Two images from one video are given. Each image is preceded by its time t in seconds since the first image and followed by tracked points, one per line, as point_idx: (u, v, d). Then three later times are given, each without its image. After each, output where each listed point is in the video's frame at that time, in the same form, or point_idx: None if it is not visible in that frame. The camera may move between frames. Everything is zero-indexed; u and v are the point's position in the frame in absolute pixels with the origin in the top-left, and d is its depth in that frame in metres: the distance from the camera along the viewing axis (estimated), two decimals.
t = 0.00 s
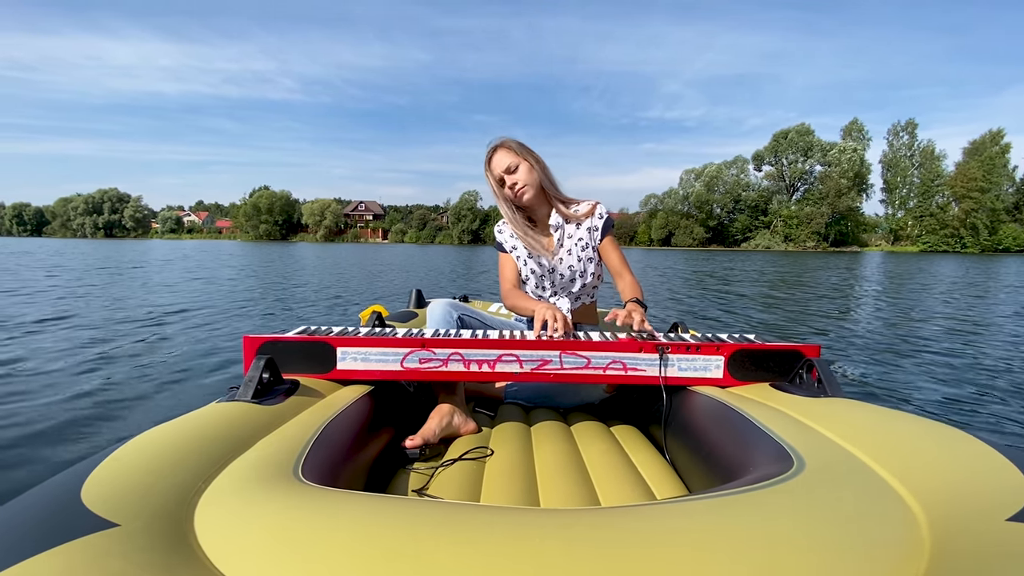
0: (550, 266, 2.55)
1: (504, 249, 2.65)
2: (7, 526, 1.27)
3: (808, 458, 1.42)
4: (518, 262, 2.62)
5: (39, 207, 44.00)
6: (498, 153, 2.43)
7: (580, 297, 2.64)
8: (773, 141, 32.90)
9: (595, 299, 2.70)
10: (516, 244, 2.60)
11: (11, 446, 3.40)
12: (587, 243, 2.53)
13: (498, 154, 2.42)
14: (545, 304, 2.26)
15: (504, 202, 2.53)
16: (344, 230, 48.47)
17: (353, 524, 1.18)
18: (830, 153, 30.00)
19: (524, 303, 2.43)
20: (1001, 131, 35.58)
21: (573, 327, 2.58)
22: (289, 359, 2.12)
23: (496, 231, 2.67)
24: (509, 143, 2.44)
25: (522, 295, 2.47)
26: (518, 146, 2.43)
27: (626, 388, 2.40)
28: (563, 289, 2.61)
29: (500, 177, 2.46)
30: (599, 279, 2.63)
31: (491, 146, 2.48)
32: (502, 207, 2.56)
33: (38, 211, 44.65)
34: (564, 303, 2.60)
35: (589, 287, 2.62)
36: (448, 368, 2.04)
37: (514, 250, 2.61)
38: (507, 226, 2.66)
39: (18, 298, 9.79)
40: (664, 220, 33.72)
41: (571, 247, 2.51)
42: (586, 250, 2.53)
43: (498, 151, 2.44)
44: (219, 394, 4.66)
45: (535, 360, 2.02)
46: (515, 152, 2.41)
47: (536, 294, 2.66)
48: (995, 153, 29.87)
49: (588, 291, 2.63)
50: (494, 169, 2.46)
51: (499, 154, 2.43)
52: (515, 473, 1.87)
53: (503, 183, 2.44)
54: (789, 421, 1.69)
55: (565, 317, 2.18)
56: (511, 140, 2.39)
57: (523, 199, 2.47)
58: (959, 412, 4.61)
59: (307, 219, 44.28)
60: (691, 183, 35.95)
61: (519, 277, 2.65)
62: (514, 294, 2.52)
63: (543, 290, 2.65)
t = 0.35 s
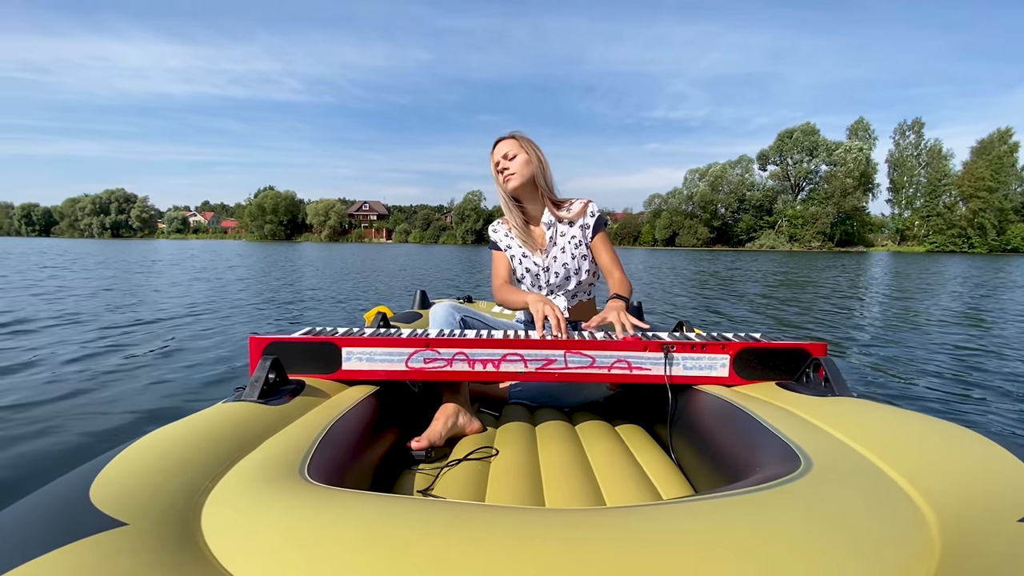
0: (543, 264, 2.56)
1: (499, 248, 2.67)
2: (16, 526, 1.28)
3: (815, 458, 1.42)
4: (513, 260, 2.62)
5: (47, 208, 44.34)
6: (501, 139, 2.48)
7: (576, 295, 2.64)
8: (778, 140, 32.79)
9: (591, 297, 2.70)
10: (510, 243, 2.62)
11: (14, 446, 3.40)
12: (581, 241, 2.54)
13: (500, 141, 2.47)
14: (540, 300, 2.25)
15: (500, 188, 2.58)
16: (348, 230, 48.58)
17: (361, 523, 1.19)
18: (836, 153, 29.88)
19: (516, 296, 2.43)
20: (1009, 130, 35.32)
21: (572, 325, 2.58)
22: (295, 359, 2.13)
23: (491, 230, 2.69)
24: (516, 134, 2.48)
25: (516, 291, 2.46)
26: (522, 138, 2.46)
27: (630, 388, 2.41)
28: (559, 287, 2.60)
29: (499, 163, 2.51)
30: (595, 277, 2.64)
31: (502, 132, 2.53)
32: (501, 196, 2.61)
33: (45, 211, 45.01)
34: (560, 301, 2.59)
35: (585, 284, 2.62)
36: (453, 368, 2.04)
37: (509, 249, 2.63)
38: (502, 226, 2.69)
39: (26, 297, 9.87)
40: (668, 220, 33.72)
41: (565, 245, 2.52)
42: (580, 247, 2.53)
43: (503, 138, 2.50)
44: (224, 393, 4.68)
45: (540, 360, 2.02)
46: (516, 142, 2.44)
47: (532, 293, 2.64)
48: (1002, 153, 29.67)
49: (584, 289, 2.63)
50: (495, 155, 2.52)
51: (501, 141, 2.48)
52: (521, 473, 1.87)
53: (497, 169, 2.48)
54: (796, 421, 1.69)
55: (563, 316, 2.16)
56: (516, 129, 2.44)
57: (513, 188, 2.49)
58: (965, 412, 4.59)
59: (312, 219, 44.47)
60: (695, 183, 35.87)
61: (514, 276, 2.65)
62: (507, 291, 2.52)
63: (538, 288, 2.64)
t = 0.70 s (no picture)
0: (541, 263, 2.58)
1: (499, 247, 2.71)
2: (16, 525, 1.29)
3: (813, 457, 1.41)
4: (512, 259, 2.65)
5: (55, 208, 44.68)
6: (505, 138, 2.45)
7: (574, 294, 2.63)
8: (783, 140, 32.63)
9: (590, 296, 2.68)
10: (509, 242, 2.65)
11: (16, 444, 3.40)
12: (577, 240, 2.51)
13: (504, 140, 2.44)
14: (533, 300, 2.28)
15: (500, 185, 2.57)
16: (353, 230, 48.71)
17: (358, 521, 1.20)
18: (842, 152, 29.69)
19: (512, 296, 2.45)
20: (1018, 129, 34.97)
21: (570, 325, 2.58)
22: (295, 359, 2.13)
23: (491, 230, 2.73)
24: (522, 135, 2.44)
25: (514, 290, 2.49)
26: (526, 140, 2.43)
27: (630, 387, 2.40)
28: (556, 286, 2.61)
29: (500, 162, 2.49)
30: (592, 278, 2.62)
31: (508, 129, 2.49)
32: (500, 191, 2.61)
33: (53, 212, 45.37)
34: (558, 300, 2.59)
35: (583, 284, 2.61)
36: (452, 368, 2.04)
37: (508, 248, 2.66)
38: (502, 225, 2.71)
39: (32, 297, 9.93)
40: (673, 220, 33.62)
41: (562, 245, 2.51)
42: (577, 247, 2.51)
43: (508, 137, 2.46)
44: (226, 393, 4.69)
45: (539, 359, 2.02)
46: (519, 145, 2.41)
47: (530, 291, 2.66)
48: (1011, 152, 29.38)
49: (582, 288, 2.62)
50: (499, 153, 2.49)
51: (505, 140, 2.45)
52: (521, 473, 1.87)
53: (498, 169, 2.48)
54: (795, 420, 1.67)
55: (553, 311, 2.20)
56: (522, 132, 2.41)
57: (512, 191, 2.49)
58: (977, 414, 4.52)
59: (317, 219, 44.64)
60: (700, 182, 35.76)
61: (514, 274, 2.68)
62: (504, 289, 2.55)
63: (537, 287, 2.66)
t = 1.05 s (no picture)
0: (544, 264, 2.56)
1: (501, 244, 2.67)
2: (15, 526, 1.29)
3: (811, 457, 1.40)
4: (515, 258, 2.62)
5: (64, 209, 45.06)
6: (515, 144, 2.40)
7: (575, 297, 2.62)
8: (789, 139, 32.45)
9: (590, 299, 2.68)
10: (513, 240, 2.63)
11: (15, 443, 3.42)
12: (582, 243, 2.53)
13: (514, 146, 2.38)
14: (535, 295, 2.28)
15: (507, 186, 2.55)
16: (358, 230, 48.84)
17: (353, 520, 1.20)
18: (849, 152, 29.48)
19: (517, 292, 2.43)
20: None
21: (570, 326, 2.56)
22: (292, 359, 2.14)
23: (494, 227, 2.70)
24: (534, 143, 2.38)
25: (517, 288, 2.48)
26: (538, 148, 2.38)
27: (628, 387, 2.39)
28: (558, 288, 2.59)
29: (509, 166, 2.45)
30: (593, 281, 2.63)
31: (521, 132, 2.43)
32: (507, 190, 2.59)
33: (62, 213, 45.74)
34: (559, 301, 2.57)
35: (584, 287, 2.61)
36: (450, 368, 2.04)
37: (511, 246, 2.63)
38: (505, 224, 2.69)
39: (40, 297, 10.01)
40: (678, 220, 33.49)
41: (567, 247, 2.51)
42: (582, 250, 2.53)
43: (519, 143, 2.40)
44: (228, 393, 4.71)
45: (537, 360, 2.01)
46: (530, 153, 2.36)
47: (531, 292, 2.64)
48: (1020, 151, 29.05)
49: (583, 291, 2.62)
50: (509, 157, 2.45)
51: (516, 145, 2.40)
52: (518, 473, 1.86)
53: (505, 173, 2.44)
54: (792, 421, 1.66)
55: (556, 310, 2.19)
56: (534, 141, 2.35)
57: (517, 198, 2.47)
58: (972, 415, 4.50)
59: (322, 219, 44.80)
60: (705, 182, 35.62)
61: (515, 272, 2.64)
62: (508, 287, 2.53)
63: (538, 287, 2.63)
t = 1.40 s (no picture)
0: (546, 267, 2.55)
1: (502, 246, 2.64)
2: (10, 525, 1.29)
3: (805, 457, 1.38)
4: (517, 261, 2.60)
5: (71, 210, 45.41)
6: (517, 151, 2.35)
7: (575, 300, 2.62)
8: (795, 139, 32.27)
9: (591, 301, 2.68)
10: (515, 242, 2.60)
11: (12, 442, 3.42)
12: (586, 249, 2.54)
13: (516, 153, 2.34)
14: (543, 303, 2.24)
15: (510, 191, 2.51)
16: (363, 231, 48.97)
17: (345, 520, 1.19)
18: (855, 151, 29.29)
19: (522, 300, 2.42)
20: None
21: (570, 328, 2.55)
22: (288, 359, 2.13)
23: (495, 228, 2.66)
24: (536, 150, 2.33)
25: (521, 293, 2.45)
26: (540, 155, 2.33)
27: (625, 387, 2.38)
28: (559, 292, 2.58)
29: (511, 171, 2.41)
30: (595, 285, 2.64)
31: (525, 138, 2.36)
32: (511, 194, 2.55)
33: (70, 213, 46.11)
34: (560, 305, 2.57)
35: (585, 291, 2.61)
36: (446, 368, 2.03)
37: (513, 249, 2.60)
38: (508, 224, 2.66)
39: (45, 297, 10.09)
40: (682, 220, 33.42)
41: (570, 252, 2.50)
42: (585, 255, 2.53)
43: (522, 150, 2.35)
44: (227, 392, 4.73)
45: (533, 360, 2.00)
46: (531, 161, 2.31)
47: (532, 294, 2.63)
48: None
49: (584, 294, 2.61)
50: (512, 163, 2.40)
51: (518, 152, 2.35)
52: (513, 473, 1.85)
53: (507, 179, 2.40)
54: (787, 421, 1.64)
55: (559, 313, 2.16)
56: (537, 148, 2.29)
57: (520, 205, 2.44)
58: (982, 418, 4.41)
59: (327, 220, 44.96)
60: (710, 182, 35.48)
61: (517, 276, 2.62)
62: (513, 293, 2.50)
63: (539, 290, 2.62)
